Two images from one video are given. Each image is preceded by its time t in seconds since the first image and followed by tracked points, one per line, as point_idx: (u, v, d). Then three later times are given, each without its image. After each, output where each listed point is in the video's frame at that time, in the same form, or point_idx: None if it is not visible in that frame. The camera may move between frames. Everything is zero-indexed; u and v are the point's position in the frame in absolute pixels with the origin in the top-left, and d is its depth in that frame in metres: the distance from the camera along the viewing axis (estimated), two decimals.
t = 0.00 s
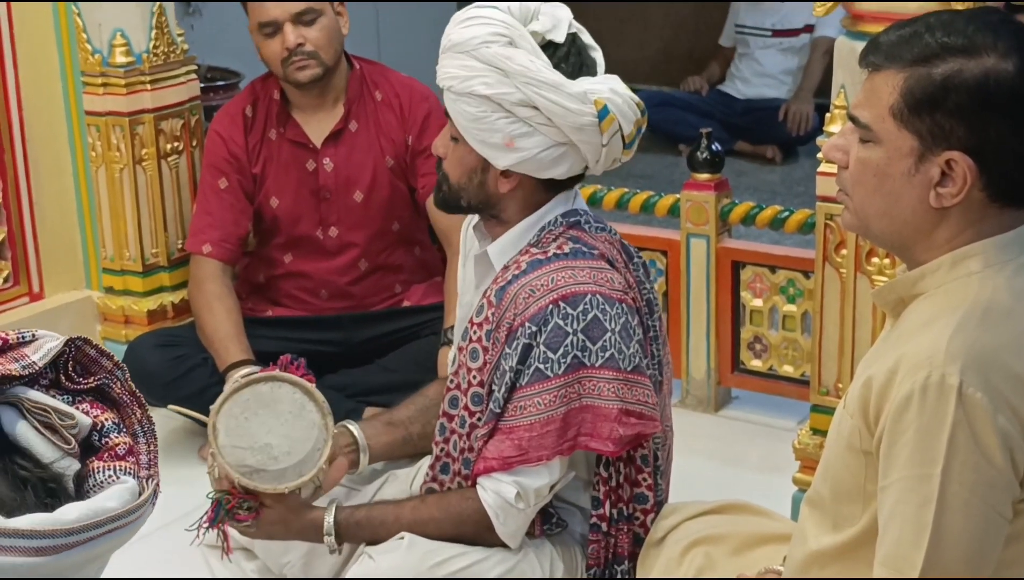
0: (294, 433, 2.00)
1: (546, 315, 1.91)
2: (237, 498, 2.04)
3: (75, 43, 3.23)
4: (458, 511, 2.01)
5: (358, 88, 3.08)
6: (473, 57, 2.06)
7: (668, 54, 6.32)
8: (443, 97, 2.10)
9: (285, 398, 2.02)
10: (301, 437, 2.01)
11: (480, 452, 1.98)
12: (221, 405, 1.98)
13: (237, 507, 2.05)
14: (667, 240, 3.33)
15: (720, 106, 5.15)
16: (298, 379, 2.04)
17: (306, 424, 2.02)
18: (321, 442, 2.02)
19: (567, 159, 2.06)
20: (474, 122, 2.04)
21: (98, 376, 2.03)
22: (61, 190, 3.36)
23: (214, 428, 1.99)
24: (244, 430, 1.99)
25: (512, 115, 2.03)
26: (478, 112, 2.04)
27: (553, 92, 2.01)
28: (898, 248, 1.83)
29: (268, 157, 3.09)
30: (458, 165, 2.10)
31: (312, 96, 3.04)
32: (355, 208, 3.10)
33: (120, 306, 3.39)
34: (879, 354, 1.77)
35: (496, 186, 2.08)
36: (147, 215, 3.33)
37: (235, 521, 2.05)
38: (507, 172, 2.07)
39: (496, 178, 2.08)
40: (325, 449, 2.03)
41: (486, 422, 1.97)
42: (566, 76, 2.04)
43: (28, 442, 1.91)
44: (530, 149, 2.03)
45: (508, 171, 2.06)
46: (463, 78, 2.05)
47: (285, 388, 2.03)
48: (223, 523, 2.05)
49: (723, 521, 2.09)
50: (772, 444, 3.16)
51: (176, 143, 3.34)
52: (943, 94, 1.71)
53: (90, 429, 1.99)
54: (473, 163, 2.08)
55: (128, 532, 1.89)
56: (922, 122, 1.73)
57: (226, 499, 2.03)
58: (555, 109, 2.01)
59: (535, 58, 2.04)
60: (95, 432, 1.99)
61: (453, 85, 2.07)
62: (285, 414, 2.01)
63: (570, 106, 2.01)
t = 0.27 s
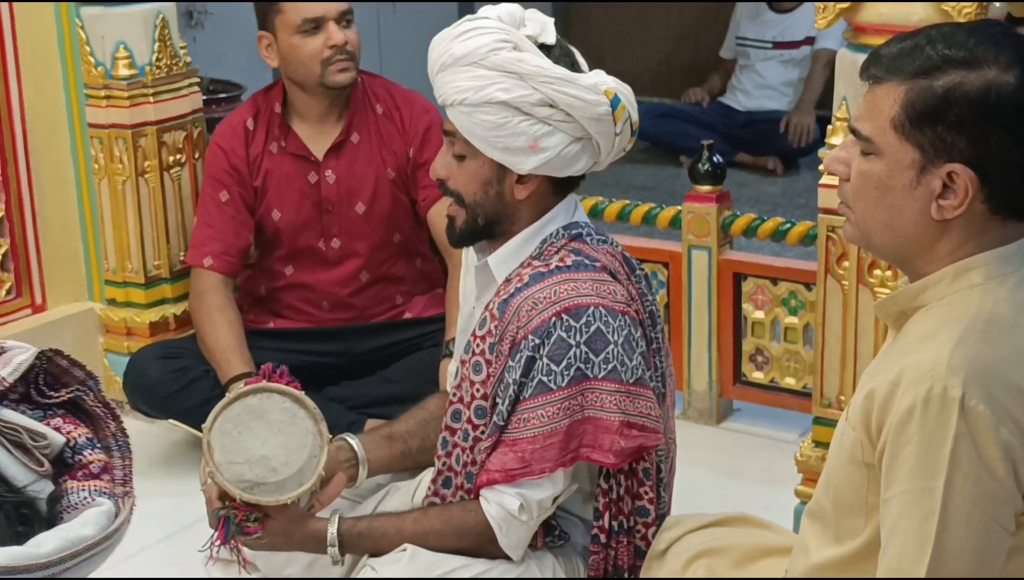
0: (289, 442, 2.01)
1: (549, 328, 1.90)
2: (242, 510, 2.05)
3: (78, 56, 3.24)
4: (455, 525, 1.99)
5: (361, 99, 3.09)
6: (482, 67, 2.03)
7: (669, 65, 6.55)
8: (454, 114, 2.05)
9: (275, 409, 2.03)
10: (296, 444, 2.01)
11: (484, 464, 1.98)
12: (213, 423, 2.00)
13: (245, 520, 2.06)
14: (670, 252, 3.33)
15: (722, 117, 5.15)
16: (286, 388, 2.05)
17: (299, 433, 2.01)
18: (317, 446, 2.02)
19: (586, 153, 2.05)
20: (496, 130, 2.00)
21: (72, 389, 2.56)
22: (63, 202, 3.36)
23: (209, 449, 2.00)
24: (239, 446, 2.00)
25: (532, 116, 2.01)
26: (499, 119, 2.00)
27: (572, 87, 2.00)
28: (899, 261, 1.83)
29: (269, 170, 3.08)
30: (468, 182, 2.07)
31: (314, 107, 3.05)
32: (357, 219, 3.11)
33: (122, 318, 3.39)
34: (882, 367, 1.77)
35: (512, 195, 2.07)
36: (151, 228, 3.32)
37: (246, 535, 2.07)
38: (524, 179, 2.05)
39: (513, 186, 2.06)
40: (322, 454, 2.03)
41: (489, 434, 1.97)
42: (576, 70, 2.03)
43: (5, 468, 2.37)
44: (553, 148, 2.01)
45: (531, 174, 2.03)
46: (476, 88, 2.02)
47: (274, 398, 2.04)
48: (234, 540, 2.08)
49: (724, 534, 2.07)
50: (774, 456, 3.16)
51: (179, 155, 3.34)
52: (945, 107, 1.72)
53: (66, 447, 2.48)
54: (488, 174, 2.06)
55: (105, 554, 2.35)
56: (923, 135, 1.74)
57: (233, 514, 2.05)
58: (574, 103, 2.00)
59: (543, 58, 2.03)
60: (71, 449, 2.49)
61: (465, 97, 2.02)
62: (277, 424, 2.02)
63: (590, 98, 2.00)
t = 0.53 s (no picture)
0: (283, 454, 2.07)
1: (546, 326, 1.90)
2: (233, 527, 2.07)
3: (80, 53, 3.24)
4: (448, 530, 2.00)
5: (367, 100, 3.10)
6: (498, 71, 2.01)
7: (670, 67, 6.57)
8: (469, 121, 2.01)
9: (270, 423, 2.10)
10: (291, 457, 2.07)
11: (480, 461, 1.98)
12: (209, 434, 2.06)
13: (235, 537, 2.07)
14: (671, 253, 3.32)
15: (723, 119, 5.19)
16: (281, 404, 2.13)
17: (293, 444, 2.08)
18: (312, 459, 2.08)
19: (593, 149, 2.09)
20: (519, 134, 1.99)
21: None
22: (65, 198, 3.36)
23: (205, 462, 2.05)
24: (234, 458, 2.06)
25: (550, 117, 2.02)
26: (522, 122, 1.99)
27: (589, 86, 2.01)
28: (899, 263, 1.83)
29: (274, 167, 3.07)
30: (478, 187, 2.06)
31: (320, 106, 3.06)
32: (361, 217, 3.11)
33: (122, 315, 3.39)
34: (881, 368, 1.77)
35: (523, 196, 2.06)
36: (151, 225, 3.32)
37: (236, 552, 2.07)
38: (535, 179, 2.05)
39: (524, 188, 2.06)
40: (317, 467, 2.08)
41: (486, 432, 1.97)
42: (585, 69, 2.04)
43: None
44: (571, 148, 2.03)
45: (549, 175, 2.04)
46: (497, 93, 1.99)
47: (269, 413, 2.11)
48: (223, 557, 2.08)
49: (721, 535, 2.07)
50: (773, 458, 3.16)
51: (180, 153, 3.34)
52: (946, 110, 1.72)
53: None
54: (501, 176, 2.05)
55: None
56: (925, 136, 1.74)
57: (223, 530, 2.07)
58: (590, 101, 2.02)
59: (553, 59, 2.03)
60: None
61: (484, 103, 1.99)
62: (271, 437, 2.08)
63: (603, 96, 2.03)
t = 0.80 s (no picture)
0: (288, 428, 2.02)
1: (549, 330, 1.90)
2: (225, 492, 2.01)
3: (82, 57, 3.24)
4: (437, 523, 1.99)
5: (372, 104, 3.12)
6: (512, 72, 2.01)
7: (673, 73, 6.56)
8: (480, 120, 2.03)
9: (277, 394, 2.04)
10: (295, 432, 2.02)
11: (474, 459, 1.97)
12: (218, 396, 1.99)
13: (226, 502, 2.01)
14: (672, 258, 3.33)
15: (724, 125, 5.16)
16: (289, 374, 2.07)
17: (299, 420, 2.04)
18: (314, 436, 2.05)
19: (605, 154, 2.09)
20: (530, 136, 2.00)
21: None
22: (66, 202, 3.36)
23: (208, 423, 1.99)
24: (238, 425, 1.99)
25: (562, 121, 2.02)
26: (533, 124, 2.00)
27: (602, 92, 2.02)
28: (901, 270, 1.83)
29: (278, 170, 3.08)
30: (489, 187, 2.06)
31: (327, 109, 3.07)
32: (365, 220, 3.11)
33: (123, 319, 3.39)
34: (882, 374, 1.78)
35: (533, 198, 2.07)
36: (153, 228, 3.33)
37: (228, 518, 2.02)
38: (546, 181, 2.06)
39: (535, 189, 2.07)
40: (318, 444, 2.05)
41: (482, 431, 1.97)
42: (600, 73, 2.05)
43: None
44: (582, 152, 2.04)
45: (558, 177, 2.05)
46: (510, 94, 2.00)
47: (277, 382, 2.05)
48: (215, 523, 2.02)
49: (723, 540, 2.05)
50: (774, 463, 3.16)
51: (182, 157, 3.35)
52: (948, 116, 1.72)
53: None
54: (512, 178, 2.05)
55: None
56: (926, 143, 1.74)
57: (216, 495, 2.01)
58: (602, 107, 2.03)
59: (569, 62, 2.04)
60: None
61: (496, 103, 2.00)
62: (278, 407, 2.03)
63: (617, 102, 2.03)
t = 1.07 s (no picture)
0: (292, 392, 2.09)
1: (555, 330, 1.89)
2: (227, 449, 1.99)
3: (82, 60, 3.24)
4: (429, 508, 1.94)
5: (375, 107, 3.12)
6: (534, 69, 2.01)
7: (673, 75, 6.56)
8: (499, 114, 2.02)
9: (285, 358, 2.12)
10: (299, 398, 2.09)
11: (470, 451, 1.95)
12: (228, 355, 2.07)
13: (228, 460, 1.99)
14: (672, 261, 3.32)
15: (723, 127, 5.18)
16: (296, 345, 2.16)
17: (303, 385, 2.11)
18: (317, 405, 2.11)
19: (619, 159, 2.09)
20: (548, 134, 1.99)
21: None
22: (66, 204, 3.36)
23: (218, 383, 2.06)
24: (246, 386, 2.07)
25: (580, 121, 2.02)
26: (551, 123, 1.99)
27: (622, 95, 2.01)
28: (902, 272, 1.83)
29: (281, 171, 3.08)
30: (500, 182, 2.05)
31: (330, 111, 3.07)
32: (367, 221, 3.11)
33: (124, 322, 3.39)
34: (882, 376, 1.77)
35: (544, 197, 2.06)
36: (153, 231, 3.33)
37: (227, 476, 1.99)
38: (558, 181, 2.05)
39: (546, 188, 2.05)
40: (320, 415, 2.10)
41: (480, 425, 1.95)
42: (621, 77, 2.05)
43: None
44: (598, 153, 2.03)
45: (571, 178, 2.04)
46: (530, 90, 1.99)
47: (286, 349, 2.14)
48: (215, 481, 2.00)
49: (724, 543, 2.04)
50: (774, 465, 3.15)
51: (183, 159, 3.35)
52: (948, 118, 1.72)
53: None
54: (525, 173, 2.04)
55: None
56: (926, 145, 1.74)
57: (220, 450, 1.99)
58: (622, 110, 2.02)
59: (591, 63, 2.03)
60: None
61: (517, 98, 1.99)
62: (284, 373, 2.11)
63: (636, 107, 2.03)
